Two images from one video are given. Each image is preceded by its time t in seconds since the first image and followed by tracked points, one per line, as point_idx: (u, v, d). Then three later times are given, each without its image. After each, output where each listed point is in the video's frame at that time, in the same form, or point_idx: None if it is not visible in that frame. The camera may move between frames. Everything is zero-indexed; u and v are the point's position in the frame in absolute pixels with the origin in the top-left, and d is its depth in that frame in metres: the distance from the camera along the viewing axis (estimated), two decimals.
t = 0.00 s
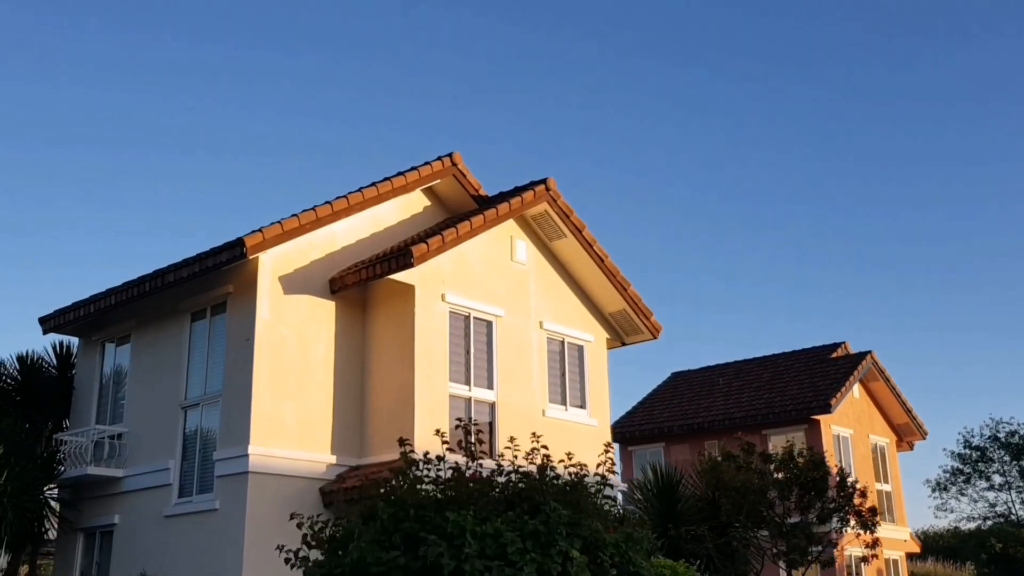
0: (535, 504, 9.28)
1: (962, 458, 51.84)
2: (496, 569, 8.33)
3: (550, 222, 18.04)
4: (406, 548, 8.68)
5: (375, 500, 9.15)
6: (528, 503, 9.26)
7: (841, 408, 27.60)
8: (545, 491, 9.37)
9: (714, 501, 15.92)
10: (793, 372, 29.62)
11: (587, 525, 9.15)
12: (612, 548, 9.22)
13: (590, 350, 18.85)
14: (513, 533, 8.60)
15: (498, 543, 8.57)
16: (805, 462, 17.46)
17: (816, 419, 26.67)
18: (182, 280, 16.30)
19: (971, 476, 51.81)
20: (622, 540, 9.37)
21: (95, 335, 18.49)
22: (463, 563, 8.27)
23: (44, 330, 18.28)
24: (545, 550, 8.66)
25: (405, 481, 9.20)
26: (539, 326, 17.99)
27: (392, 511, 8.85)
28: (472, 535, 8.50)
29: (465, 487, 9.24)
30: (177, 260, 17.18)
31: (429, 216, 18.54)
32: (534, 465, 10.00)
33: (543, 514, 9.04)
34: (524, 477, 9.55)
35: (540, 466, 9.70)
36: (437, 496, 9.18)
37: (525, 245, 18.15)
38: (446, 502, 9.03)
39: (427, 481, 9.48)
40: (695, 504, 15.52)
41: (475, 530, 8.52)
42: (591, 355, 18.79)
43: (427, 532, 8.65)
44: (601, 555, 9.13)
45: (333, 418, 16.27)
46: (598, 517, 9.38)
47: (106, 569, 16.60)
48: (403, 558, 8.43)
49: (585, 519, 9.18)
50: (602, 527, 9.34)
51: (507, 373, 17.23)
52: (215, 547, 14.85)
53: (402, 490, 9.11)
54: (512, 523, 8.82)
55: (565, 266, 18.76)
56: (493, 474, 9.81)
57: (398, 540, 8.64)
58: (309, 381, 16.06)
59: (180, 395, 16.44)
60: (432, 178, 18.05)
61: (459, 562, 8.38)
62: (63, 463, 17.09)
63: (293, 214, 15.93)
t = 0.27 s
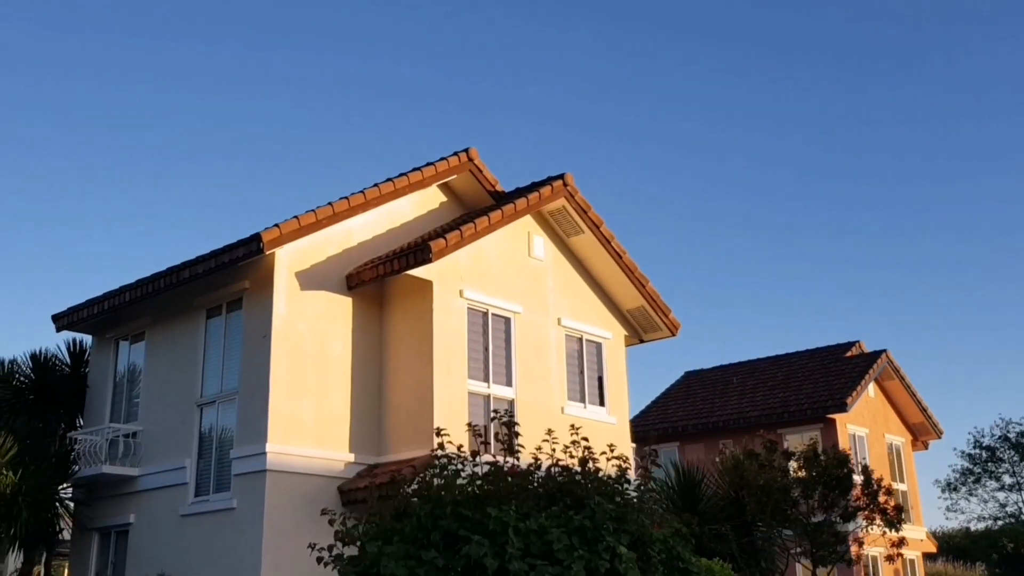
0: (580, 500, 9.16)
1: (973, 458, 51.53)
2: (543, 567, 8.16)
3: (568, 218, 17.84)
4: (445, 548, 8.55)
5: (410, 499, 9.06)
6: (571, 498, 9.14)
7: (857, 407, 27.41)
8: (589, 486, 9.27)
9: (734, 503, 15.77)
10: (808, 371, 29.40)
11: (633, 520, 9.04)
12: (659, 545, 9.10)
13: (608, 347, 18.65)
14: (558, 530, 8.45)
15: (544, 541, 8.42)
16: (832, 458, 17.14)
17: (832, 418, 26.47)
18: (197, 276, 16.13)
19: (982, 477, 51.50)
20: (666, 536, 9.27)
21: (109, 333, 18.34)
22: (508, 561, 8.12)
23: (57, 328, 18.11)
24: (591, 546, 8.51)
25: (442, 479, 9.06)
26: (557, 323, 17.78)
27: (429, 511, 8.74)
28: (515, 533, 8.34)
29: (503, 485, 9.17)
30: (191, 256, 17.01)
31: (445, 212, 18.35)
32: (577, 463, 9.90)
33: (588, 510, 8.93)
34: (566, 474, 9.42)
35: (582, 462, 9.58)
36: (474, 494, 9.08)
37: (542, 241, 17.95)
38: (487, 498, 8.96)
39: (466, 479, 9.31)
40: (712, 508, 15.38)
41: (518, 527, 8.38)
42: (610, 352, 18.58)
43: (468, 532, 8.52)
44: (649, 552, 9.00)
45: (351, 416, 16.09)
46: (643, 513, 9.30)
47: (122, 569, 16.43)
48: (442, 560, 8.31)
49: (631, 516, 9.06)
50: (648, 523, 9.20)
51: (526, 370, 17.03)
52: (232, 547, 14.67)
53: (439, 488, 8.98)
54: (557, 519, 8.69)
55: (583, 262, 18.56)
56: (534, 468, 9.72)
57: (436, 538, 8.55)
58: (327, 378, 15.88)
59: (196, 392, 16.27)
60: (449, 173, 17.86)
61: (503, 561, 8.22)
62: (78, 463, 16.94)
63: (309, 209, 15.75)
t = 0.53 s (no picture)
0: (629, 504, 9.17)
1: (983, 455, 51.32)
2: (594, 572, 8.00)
3: (586, 212, 17.60)
4: (491, 552, 8.52)
5: (452, 500, 9.15)
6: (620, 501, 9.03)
7: (873, 404, 27.24)
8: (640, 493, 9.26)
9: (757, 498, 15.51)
10: (823, 367, 29.20)
11: (687, 524, 8.79)
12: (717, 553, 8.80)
13: (626, 343, 18.42)
14: (611, 535, 8.27)
15: (596, 545, 8.27)
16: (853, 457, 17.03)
17: (848, 414, 26.30)
18: (212, 271, 15.90)
19: (993, 473, 51.28)
20: (723, 541, 9.00)
21: (121, 328, 18.13)
22: (559, 567, 7.98)
23: (69, 323, 17.87)
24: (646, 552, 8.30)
25: (484, 478, 9.24)
26: (575, 319, 17.55)
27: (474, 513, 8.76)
28: (565, 537, 8.24)
29: (548, 486, 9.24)
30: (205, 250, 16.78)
31: (462, 206, 18.11)
32: (625, 464, 9.98)
33: (640, 513, 8.81)
34: (612, 475, 9.47)
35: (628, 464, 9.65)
36: (519, 496, 9.12)
37: (560, 235, 17.72)
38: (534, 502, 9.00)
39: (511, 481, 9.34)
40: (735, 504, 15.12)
41: (568, 531, 8.25)
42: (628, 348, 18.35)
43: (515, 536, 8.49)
44: (707, 558, 8.72)
45: (368, 413, 15.89)
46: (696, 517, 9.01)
47: (136, 566, 16.26)
48: (488, 561, 8.21)
49: (688, 522, 8.79)
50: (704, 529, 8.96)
51: (544, 366, 16.81)
52: (248, 545, 14.50)
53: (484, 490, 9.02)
54: (608, 523, 8.54)
55: (601, 257, 18.33)
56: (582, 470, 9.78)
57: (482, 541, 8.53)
58: (343, 374, 15.68)
59: (210, 388, 16.06)
60: (465, 167, 17.61)
61: (553, 566, 8.11)
62: (91, 459, 16.78)
63: (326, 203, 15.53)
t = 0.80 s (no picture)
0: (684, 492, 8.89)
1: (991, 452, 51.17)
2: (649, 562, 7.80)
3: (604, 204, 17.39)
4: (541, 541, 8.41)
5: (499, 489, 9.04)
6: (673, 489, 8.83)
7: (887, 399, 27.10)
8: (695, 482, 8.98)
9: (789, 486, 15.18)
10: (836, 362, 29.05)
11: (744, 513, 8.55)
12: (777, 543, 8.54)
13: (644, 336, 18.21)
14: (667, 525, 8.07)
15: (651, 534, 8.09)
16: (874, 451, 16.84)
17: (862, 410, 26.15)
18: (226, 263, 15.69)
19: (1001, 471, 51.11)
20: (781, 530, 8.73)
21: (132, 323, 17.78)
22: (613, 556, 7.80)
23: (80, 318, 17.52)
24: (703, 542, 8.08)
25: (531, 466, 9.09)
26: (593, 312, 17.35)
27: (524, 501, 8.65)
28: (618, 525, 8.07)
29: (598, 475, 8.99)
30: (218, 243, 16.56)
31: (478, 198, 17.90)
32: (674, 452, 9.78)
33: (697, 501, 8.55)
34: (662, 465, 9.30)
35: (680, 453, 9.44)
36: (568, 483, 8.96)
37: (577, 227, 17.51)
38: (585, 489, 8.86)
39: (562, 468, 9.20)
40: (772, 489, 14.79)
41: (621, 520, 8.08)
42: (645, 342, 18.15)
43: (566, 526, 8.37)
44: (767, 548, 8.46)
45: (384, 407, 15.70)
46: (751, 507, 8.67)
47: (150, 562, 16.05)
48: (540, 550, 8.09)
49: (745, 512, 8.54)
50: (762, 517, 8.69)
51: (561, 359, 16.61)
52: (265, 539, 14.35)
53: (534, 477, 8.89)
54: (663, 512, 8.34)
55: (618, 250, 18.12)
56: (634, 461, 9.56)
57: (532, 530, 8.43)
58: (359, 368, 15.49)
59: (224, 382, 15.85)
60: (481, 159, 17.40)
61: (606, 555, 7.97)
62: (102, 454, 16.57)
63: (342, 194, 15.34)
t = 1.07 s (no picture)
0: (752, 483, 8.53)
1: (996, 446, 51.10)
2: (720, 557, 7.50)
3: (620, 195, 17.20)
4: (603, 535, 8.12)
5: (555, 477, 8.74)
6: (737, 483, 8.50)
7: (899, 393, 26.98)
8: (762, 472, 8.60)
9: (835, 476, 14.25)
10: (847, 355, 28.91)
11: (814, 507, 8.21)
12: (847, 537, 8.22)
13: (660, 329, 18.02)
14: (737, 519, 7.73)
15: (718, 530, 7.78)
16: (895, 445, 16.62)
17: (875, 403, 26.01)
18: (239, 254, 15.48)
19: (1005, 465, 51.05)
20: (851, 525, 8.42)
21: (142, 315, 17.58)
22: (682, 550, 7.47)
23: (90, 310, 17.27)
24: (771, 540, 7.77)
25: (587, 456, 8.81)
26: (609, 304, 17.16)
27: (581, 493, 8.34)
28: (684, 519, 7.74)
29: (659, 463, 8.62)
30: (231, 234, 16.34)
31: (492, 189, 17.69)
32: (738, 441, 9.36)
33: (764, 493, 8.19)
34: (724, 455, 8.90)
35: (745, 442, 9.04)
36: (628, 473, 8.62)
37: (593, 218, 17.31)
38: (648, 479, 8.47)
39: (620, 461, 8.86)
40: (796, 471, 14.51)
41: (686, 514, 7.76)
42: (661, 334, 17.96)
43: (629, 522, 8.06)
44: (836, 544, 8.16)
45: (400, 400, 15.51)
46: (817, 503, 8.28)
47: (162, 557, 15.87)
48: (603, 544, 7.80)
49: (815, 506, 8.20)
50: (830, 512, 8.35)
51: (578, 351, 16.42)
52: (280, 533, 14.18)
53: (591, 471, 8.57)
54: (731, 505, 7.99)
55: (634, 241, 17.93)
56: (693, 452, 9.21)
57: (591, 524, 8.14)
58: (375, 360, 15.29)
59: (237, 374, 15.64)
60: (496, 148, 17.18)
61: (674, 551, 7.60)
62: (114, 447, 16.38)
63: (358, 184, 15.13)
